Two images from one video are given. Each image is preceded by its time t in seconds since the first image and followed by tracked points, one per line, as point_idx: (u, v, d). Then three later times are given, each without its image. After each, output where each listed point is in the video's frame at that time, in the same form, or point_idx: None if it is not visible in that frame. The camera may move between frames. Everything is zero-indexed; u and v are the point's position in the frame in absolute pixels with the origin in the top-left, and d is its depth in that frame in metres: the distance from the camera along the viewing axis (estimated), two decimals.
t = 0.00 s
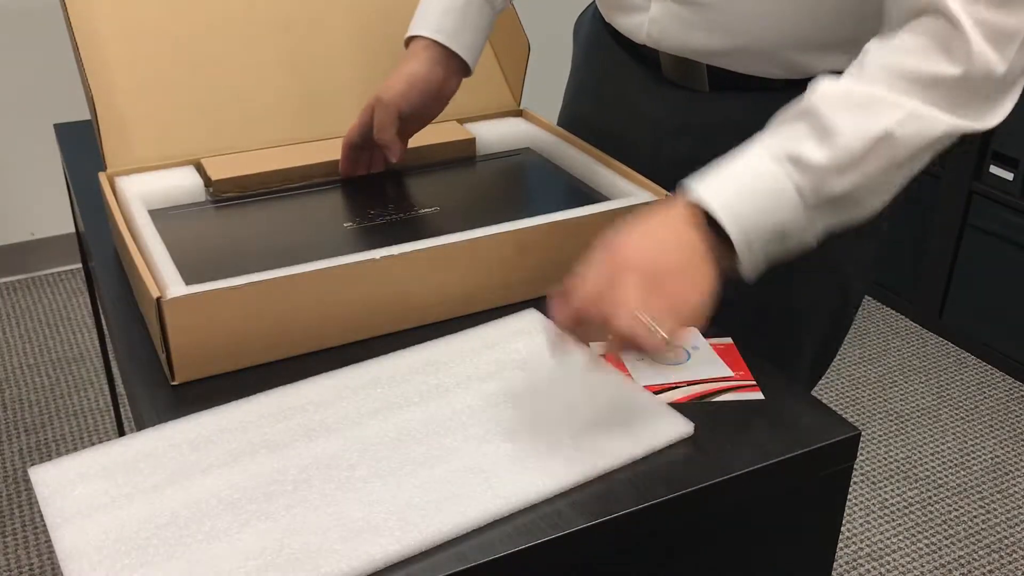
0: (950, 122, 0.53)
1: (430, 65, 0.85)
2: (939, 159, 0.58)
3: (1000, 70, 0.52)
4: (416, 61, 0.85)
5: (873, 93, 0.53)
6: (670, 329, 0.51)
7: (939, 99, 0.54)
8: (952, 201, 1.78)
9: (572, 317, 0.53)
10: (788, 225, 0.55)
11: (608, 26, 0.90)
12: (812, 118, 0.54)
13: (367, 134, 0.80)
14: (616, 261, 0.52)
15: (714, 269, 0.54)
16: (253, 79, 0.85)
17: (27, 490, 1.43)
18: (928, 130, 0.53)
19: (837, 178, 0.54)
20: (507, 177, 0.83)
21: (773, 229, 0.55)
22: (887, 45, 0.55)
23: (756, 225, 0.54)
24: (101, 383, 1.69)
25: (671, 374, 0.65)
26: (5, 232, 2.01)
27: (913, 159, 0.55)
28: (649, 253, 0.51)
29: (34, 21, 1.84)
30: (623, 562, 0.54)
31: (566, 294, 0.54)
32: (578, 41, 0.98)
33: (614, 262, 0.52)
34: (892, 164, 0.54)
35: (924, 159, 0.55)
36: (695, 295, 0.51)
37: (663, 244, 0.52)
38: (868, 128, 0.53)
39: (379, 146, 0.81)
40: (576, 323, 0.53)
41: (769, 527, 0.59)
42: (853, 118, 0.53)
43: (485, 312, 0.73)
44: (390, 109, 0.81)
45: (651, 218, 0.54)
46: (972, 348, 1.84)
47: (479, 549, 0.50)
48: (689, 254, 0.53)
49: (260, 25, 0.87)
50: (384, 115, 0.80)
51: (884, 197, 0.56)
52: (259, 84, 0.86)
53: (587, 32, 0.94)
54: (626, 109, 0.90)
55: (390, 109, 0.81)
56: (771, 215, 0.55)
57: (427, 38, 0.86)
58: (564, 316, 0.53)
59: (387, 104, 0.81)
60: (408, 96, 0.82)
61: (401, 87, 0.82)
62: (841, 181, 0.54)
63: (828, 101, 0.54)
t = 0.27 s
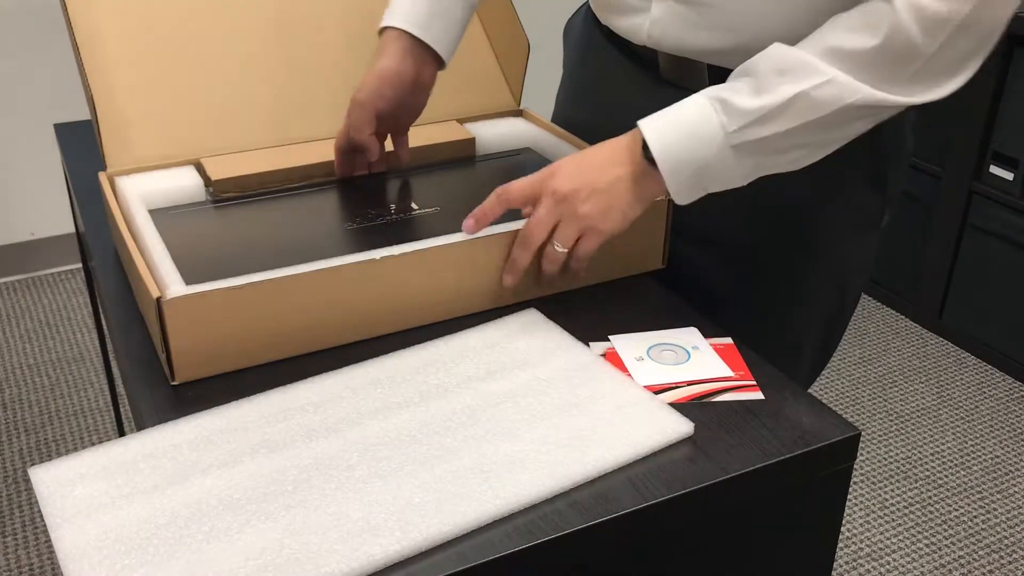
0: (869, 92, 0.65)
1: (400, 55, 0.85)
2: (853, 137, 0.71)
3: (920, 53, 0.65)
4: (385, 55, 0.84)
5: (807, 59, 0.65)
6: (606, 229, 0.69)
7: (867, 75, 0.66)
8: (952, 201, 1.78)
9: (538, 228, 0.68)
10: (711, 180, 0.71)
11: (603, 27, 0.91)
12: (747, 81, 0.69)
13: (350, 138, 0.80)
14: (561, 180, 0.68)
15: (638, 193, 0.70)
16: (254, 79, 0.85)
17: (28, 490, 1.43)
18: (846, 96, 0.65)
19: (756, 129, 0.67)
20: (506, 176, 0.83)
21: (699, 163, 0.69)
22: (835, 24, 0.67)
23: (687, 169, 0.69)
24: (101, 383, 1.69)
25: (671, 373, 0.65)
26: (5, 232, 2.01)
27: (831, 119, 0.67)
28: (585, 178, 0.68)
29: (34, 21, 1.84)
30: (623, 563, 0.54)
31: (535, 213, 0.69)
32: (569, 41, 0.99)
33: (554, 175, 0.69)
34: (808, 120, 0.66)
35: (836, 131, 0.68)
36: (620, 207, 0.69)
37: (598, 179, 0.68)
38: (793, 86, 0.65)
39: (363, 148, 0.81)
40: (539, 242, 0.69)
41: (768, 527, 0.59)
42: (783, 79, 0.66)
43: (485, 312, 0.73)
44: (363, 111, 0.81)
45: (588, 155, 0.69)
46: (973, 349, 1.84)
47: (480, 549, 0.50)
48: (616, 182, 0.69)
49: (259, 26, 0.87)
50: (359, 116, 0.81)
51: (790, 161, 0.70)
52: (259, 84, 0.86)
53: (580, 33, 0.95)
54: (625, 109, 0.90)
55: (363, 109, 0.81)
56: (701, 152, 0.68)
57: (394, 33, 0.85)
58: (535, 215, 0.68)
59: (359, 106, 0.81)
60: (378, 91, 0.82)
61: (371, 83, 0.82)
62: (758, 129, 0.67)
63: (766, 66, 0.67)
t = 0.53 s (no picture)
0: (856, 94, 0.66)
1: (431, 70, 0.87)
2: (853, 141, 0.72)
3: (907, 42, 0.66)
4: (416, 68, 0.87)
5: (793, 67, 0.66)
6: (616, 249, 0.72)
7: (856, 66, 0.67)
8: (953, 201, 1.78)
9: (551, 248, 0.70)
10: (710, 195, 0.73)
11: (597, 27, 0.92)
12: (737, 92, 0.70)
13: (361, 137, 0.81)
14: (572, 202, 0.70)
15: (640, 212, 0.73)
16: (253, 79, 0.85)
17: (27, 490, 1.43)
18: (833, 101, 0.66)
19: (748, 141, 0.69)
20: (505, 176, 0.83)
21: (694, 181, 0.71)
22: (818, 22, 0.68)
23: (683, 188, 0.71)
24: (101, 383, 1.69)
25: (671, 373, 0.65)
26: (5, 232, 2.01)
27: (821, 127, 0.68)
28: (596, 201, 0.70)
29: (34, 21, 1.84)
30: (623, 563, 0.54)
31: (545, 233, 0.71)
32: (563, 41, 0.99)
33: (564, 197, 0.70)
34: (798, 130, 0.68)
35: (829, 137, 0.69)
36: (628, 227, 0.72)
37: (607, 202, 0.71)
38: (779, 99, 0.67)
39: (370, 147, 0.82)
40: (550, 262, 0.71)
41: (768, 527, 0.59)
42: (770, 92, 0.67)
43: (486, 312, 0.73)
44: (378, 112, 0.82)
45: (595, 180, 0.72)
46: (973, 349, 1.84)
47: (480, 549, 0.50)
48: (623, 203, 0.72)
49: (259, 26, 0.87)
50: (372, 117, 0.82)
51: (788, 171, 0.72)
52: (259, 84, 0.86)
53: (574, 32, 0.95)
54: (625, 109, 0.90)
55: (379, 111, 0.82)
56: (694, 170, 0.71)
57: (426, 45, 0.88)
58: (548, 234, 0.70)
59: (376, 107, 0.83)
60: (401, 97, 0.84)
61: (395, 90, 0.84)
62: (752, 144, 0.69)
63: (751, 79, 0.68)
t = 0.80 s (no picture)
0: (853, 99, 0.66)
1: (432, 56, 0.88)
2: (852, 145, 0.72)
3: (905, 47, 0.66)
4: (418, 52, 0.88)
5: (790, 74, 0.66)
6: (615, 256, 0.72)
7: (854, 70, 0.67)
8: (953, 201, 1.78)
9: (552, 251, 0.70)
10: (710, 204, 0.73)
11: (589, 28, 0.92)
12: (735, 99, 0.70)
13: (359, 120, 0.84)
14: (574, 206, 0.70)
15: (640, 220, 0.73)
16: (253, 79, 0.85)
17: (27, 490, 1.43)
18: (830, 108, 0.66)
19: (746, 149, 0.69)
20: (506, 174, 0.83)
21: (694, 189, 0.71)
22: (816, 28, 0.69)
23: (683, 196, 0.72)
24: (101, 383, 1.69)
25: (671, 373, 0.65)
26: (6, 232, 2.01)
27: (819, 133, 0.68)
28: (598, 206, 0.71)
29: (35, 21, 1.84)
30: (623, 564, 0.54)
31: (546, 236, 0.71)
32: (556, 44, 0.99)
33: (565, 200, 0.71)
34: (795, 137, 0.68)
35: (828, 144, 0.69)
36: (628, 234, 0.72)
37: (608, 208, 0.71)
38: (777, 106, 0.67)
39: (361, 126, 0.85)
40: (550, 264, 0.71)
41: (768, 527, 0.59)
42: (768, 99, 0.67)
43: (486, 312, 0.73)
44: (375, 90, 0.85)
45: (597, 185, 0.72)
46: (973, 349, 1.84)
47: (480, 549, 0.50)
48: (625, 210, 0.72)
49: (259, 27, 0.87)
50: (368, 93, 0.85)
51: (788, 179, 0.71)
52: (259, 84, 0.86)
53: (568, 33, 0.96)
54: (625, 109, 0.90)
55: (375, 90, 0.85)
56: (694, 178, 0.71)
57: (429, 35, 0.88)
58: (550, 237, 0.70)
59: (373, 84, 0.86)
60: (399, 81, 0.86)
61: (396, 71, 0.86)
62: (750, 152, 0.69)
63: (749, 86, 0.68)
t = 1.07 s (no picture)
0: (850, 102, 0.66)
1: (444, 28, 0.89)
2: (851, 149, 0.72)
3: (903, 50, 0.66)
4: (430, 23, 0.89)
5: (788, 77, 0.66)
6: (615, 258, 0.72)
7: (853, 73, 0.67)
8: (953, 201, 1.78)
9: (552, 252, 0.70)
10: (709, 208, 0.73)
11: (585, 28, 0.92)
12: (732, 102, 0.70)
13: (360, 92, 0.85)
14: (575, 206, 0.70)
15: (640, 223, 0.73)
16: (253, 79, 0.85)
17: (28, 490, 1.43)
18: (828, 112, 0.67)
19: (744, 153, 0.69)
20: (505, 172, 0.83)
21: (694, 193, 0.72)
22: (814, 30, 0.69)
23: (683, 200, 0.72)
24: (101, 383, 1.69)
25: (671, 373, 0.65)
26: (5, 232, 2.01)
27: (817, 136, 0.68)
28: (598, 208, 0.71)
29: (34, 22, 1.84)
30: (623, 564, 0.54)
31: (547, 236, 0.70)
32: (553, 45, 0.99)
33: (566, 201, 0.70)
34: (793, 140, 0.68)
35: (826, 147, 0.70)
36: (628, 236, 0.72)
37: (609, 210, 0.71)
38: (775, 110, 0.67)
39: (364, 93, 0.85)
40: (550, 265, 0.71)
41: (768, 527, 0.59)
42: (765, 103, 0.67)
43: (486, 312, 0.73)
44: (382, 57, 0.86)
45: (598, 187, 0.72)
46: (973, 349, 1.84)
47: (480, 550, 0.50)
48: (625, 212, 0.72)
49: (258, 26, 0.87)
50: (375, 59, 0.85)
51: (786, 181, 0.72)
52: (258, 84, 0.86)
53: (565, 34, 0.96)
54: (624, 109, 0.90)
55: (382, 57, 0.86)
56: (693, 181, 0.71)
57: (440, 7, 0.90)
58: (550, 238, 0.70)
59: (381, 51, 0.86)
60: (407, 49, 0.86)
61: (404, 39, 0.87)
62: (748, 155, 0.69)
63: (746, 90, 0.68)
